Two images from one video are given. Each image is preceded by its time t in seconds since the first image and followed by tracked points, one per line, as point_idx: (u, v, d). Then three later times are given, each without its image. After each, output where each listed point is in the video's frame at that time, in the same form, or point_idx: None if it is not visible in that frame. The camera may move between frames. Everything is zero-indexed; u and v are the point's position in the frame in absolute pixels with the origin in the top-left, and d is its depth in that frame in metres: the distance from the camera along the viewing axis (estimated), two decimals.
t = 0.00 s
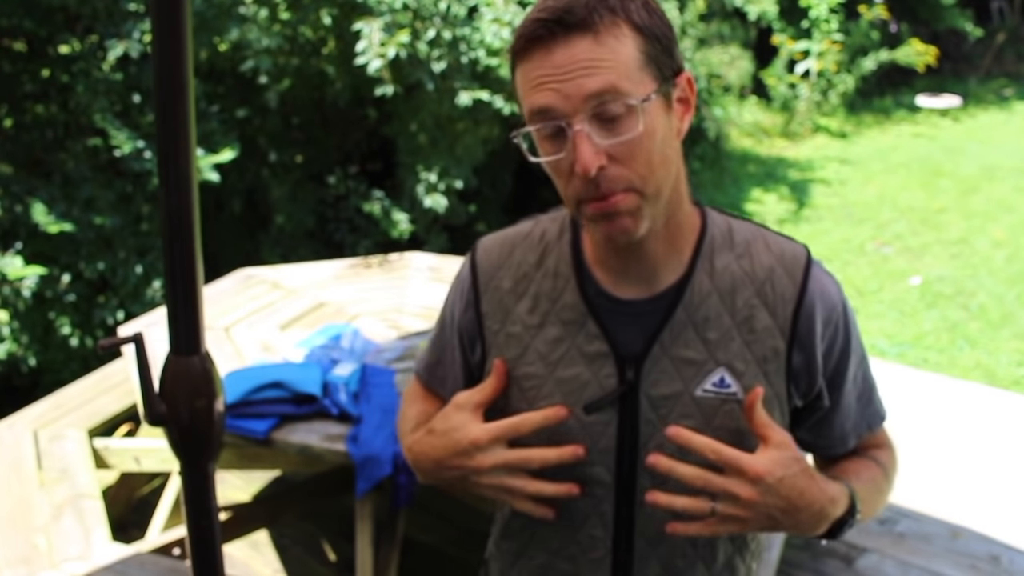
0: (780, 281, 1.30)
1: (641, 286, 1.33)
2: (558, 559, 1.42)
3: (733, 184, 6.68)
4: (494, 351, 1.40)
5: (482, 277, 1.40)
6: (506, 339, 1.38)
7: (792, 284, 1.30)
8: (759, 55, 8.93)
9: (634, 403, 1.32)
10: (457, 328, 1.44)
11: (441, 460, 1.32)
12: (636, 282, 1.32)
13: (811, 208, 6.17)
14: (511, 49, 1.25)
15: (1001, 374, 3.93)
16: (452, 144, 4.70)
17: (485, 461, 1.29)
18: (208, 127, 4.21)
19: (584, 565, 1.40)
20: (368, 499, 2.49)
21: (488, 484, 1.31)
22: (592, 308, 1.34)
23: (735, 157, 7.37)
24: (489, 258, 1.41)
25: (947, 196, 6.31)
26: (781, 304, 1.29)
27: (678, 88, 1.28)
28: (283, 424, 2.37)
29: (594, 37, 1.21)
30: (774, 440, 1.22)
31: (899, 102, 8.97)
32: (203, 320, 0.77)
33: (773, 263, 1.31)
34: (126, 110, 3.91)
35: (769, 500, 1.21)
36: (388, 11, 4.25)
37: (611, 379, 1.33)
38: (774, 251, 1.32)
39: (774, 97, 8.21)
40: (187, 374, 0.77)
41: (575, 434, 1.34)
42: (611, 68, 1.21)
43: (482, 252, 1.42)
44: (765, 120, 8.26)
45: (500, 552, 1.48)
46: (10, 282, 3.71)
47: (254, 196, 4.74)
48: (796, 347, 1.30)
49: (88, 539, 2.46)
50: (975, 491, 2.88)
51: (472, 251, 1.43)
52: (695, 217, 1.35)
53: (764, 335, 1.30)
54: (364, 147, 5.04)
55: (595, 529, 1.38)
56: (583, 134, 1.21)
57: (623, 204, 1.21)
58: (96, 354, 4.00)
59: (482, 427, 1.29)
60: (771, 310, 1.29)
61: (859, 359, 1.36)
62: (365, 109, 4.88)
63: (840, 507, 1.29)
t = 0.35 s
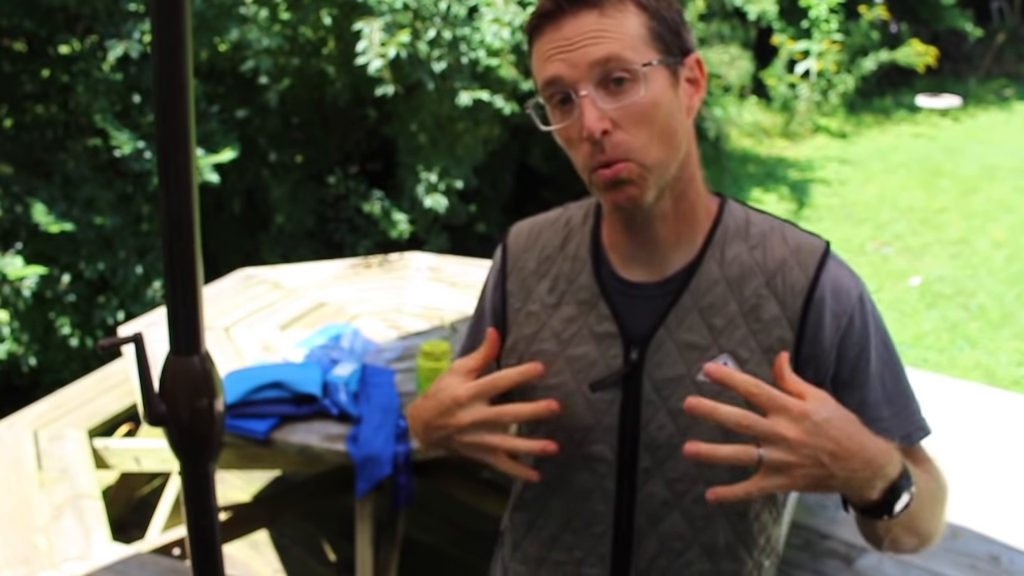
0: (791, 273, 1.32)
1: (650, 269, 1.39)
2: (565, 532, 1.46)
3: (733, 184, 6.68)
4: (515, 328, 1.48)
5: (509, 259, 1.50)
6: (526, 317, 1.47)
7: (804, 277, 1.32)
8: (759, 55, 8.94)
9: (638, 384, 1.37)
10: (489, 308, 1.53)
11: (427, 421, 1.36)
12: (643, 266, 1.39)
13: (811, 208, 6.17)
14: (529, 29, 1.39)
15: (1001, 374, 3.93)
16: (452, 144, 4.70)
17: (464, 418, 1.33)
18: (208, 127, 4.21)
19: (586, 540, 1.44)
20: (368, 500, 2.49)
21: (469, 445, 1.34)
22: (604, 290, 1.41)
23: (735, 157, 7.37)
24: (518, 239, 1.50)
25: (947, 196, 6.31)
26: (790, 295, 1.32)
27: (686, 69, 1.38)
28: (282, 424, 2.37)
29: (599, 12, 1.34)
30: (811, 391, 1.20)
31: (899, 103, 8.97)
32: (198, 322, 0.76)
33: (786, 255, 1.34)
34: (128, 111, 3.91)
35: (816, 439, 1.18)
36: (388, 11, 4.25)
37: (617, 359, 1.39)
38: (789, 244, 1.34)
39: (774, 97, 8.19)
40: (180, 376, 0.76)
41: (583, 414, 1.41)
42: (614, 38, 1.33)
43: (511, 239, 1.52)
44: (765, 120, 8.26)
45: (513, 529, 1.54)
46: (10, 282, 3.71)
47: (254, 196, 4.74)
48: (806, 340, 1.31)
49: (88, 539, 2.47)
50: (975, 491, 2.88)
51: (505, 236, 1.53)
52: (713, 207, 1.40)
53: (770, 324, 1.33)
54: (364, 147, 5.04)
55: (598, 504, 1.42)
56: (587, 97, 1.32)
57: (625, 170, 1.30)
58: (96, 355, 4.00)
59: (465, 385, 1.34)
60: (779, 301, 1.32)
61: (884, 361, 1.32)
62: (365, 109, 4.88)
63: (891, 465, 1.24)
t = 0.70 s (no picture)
0: (718, 250, 1.25)
1: (582, 247, 1.30)
2: (509, 505, 1.36)
3: (733, 185, 6.68)
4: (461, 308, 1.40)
5: (461, 247, 1.40)
6: (471, 297, 1.38)
7: (729, 254, 1.24)
8: (759, 56, 8.96)
9: (572, 357, 1.29)
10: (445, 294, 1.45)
11: (411, 399, 1.33)
12: (577, 245, 1.30)
13: (811, 209, 6.16)
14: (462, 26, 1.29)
15: (1002, 375, 3.91)
16: (452, 145, 4.69)
17: (448, 394, 1.30)
18: (207, 128, 4.20)
19: (527, 511, 1.35)
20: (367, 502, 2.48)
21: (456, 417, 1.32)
22: (543, 269, 1.32)
23: (737, 158, 7.36)
24: (468, 227, 1.41)
25: (947, 197, 6.30)
26: (717, 272, 1.24)
27: (619, 61, 1.28)
28: (282, 425, 2.36)
29: (530, 8, 1.23)
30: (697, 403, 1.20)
31: (900, 103, 8.96)
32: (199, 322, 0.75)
33: (713, 235, 1.26)
34: (125, 112, 3.90)
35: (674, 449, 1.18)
36: (387, 11, 4.25)
37: (553, 333, 1.30)
38: (719, 224, 1.27)
39: (775, 98, 8.23)
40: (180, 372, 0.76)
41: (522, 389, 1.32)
42: (546, 33, 1.23)
43: (461, 227, 1.42)
44: (765, 121, 8.26)
45: (467, 508, 1.45)
46: (9, 284, 3.67)
47: (253, 196, 4.72)
48: (729, 319, 1.23)
49: (86, 541, 2.46)
50: (976, 493, 2.87)
51: (456, 225, 1.44)
52: (645, 191, 1.32)
53: (697, 300, 1.25)
54: (363, 147, 5.03)
55: (537, 474, 1.33)
56: (520, 90, 1.23)
57: (559, 154, 1.21)
58: (95, 356, 3.98)
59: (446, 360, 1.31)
60: (706, 277, 1.24)
61: (807, 339, 1.24)
62: (365, 110, 4.87)
63: (756, 478, 1.22)
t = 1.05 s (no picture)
0: (636, 237, 1.19)
1: (513, 239, 1.21)
2: (460, 482, 1.26)
3: (731, 185, 6.71)
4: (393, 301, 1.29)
5: (392, 242, 1.29)
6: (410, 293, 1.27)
7: (646, 239, 1.18)
8: (757, 57, 9.09)
9: (510, 342, 1.20)
10: (377, 292, 1.34)
11: (356, 398, 1.22)
12: (508, 239, 1.21)
13: (808, 208, 6.21)
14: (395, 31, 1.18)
15: (996, 373, 3.93)
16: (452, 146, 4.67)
17: (397, 384, 1.19)
18: (211, 128, 4.23)
19: (476, 485, 1.25)
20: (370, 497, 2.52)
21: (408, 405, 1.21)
22: (476, 263, 1.23)
23: (734, 158, 7.41)
24: (399, 224, 1.29)
25: (943, 197, 6.34)
26: (637, 256, 1.18)
27: (545, 70, 1.20)
28: (285, 422, 2.40)
29: (466, 20, 1.14)
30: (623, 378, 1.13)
31: (896, 104, 9.01)
32: (201, 327, 0.81)
33: (630, 221, 1.20)
34: (131, 112, 4.02)
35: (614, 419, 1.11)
36: (389, 12, 4.23)
37: (489, 315, 1.21)
38: (634, 212, 1.21)
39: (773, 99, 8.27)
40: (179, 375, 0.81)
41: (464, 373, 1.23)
42: (481, 44, 1.14)
43: (391, 223, 1.31)
44: (762, 121, 8.31)
45: (414, 487, 1.34)
46: (15, 282, 3.71)
47: (256, 197, 4.71)
48: (651, 304, 1.18)
49: (92, 536, 2.50)
50: (970, 490, 2.90)
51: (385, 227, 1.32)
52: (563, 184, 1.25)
53: (620, 284, 1.18)
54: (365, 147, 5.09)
55: (485, 452, 1.24)
56: (456, 98, 1.13)
57: (494, 162, 1.13)
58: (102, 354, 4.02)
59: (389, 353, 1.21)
60: (628, 261, 1.18)
61: (715, 314, 1.21)
62: (367, 111, 4.93)
63: (686, 439, 1.17)
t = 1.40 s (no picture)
0: (590, 222, 1.16)
1: (472, 230, 1.16)
2: (438, 462, 1.24)
3: (729, 186, 6.76)
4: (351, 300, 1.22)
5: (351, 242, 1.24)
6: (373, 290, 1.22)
7: (599, 223, 1.16)
8: (755, 60, 9.12)
9: (478, 332, 1.16)
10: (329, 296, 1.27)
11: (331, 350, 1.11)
12: (468, 229, 1.16)
13: (805, 209, 6.25)
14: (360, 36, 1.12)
15: (990, 372, 3.96)
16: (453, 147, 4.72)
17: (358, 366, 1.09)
18: (216, 130, 4.27)
19: (454, 466, 1.23)
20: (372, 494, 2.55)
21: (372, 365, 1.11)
22: (440, 256, 1.18)
23: (732, 160, 7.45)
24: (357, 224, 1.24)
25: (938, 197, 6.38)
26: (592, 241, 1.16)
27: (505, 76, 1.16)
28: (288, 420, 2.44)
29: (434, 28, 1.09)
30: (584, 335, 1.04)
31: (892, 106, 9.06)
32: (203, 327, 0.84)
33: (582, 207, 1.17)
34: (136, 114, 4.06)
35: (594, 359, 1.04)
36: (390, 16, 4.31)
37: (454, 303, 1.17)
38: (585, 198, 1.18)
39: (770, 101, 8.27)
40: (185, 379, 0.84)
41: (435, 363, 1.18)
42: (449, 52, 1.09)
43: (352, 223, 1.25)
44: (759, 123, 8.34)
45: (395, 467, 1.30)
46: (20, 282, 3.75)
47: (260, 198, 4.77)
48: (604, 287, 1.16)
49: (97, 534, 2.53)
50: (966, 489, 2.93)
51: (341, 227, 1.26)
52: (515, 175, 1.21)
53: (577, 269, 1.15)
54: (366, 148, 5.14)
55: (460, 434, 1.21)
56: (423, 103, 1.08)
57: (461, 168, 1.08)
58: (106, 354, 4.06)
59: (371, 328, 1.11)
60: (583, 246, 1.16)
61: (665, 295, 1.19)
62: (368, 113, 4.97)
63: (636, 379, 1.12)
